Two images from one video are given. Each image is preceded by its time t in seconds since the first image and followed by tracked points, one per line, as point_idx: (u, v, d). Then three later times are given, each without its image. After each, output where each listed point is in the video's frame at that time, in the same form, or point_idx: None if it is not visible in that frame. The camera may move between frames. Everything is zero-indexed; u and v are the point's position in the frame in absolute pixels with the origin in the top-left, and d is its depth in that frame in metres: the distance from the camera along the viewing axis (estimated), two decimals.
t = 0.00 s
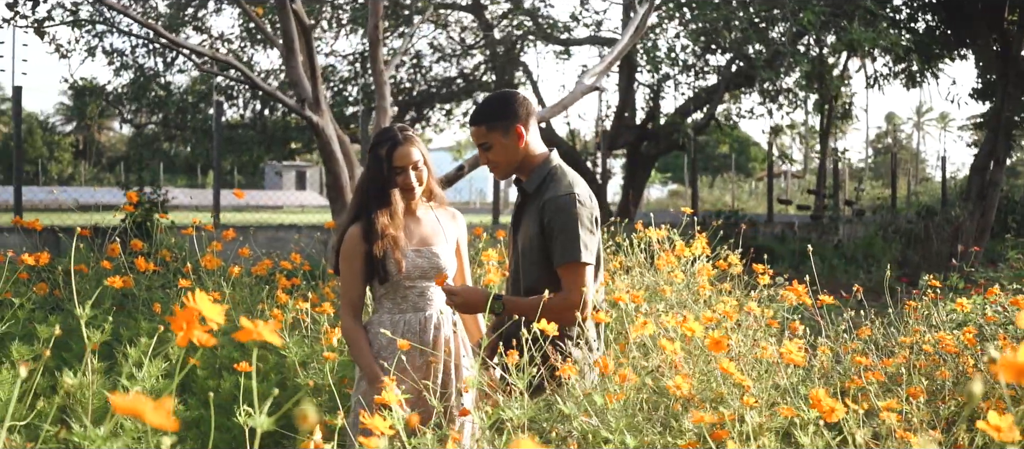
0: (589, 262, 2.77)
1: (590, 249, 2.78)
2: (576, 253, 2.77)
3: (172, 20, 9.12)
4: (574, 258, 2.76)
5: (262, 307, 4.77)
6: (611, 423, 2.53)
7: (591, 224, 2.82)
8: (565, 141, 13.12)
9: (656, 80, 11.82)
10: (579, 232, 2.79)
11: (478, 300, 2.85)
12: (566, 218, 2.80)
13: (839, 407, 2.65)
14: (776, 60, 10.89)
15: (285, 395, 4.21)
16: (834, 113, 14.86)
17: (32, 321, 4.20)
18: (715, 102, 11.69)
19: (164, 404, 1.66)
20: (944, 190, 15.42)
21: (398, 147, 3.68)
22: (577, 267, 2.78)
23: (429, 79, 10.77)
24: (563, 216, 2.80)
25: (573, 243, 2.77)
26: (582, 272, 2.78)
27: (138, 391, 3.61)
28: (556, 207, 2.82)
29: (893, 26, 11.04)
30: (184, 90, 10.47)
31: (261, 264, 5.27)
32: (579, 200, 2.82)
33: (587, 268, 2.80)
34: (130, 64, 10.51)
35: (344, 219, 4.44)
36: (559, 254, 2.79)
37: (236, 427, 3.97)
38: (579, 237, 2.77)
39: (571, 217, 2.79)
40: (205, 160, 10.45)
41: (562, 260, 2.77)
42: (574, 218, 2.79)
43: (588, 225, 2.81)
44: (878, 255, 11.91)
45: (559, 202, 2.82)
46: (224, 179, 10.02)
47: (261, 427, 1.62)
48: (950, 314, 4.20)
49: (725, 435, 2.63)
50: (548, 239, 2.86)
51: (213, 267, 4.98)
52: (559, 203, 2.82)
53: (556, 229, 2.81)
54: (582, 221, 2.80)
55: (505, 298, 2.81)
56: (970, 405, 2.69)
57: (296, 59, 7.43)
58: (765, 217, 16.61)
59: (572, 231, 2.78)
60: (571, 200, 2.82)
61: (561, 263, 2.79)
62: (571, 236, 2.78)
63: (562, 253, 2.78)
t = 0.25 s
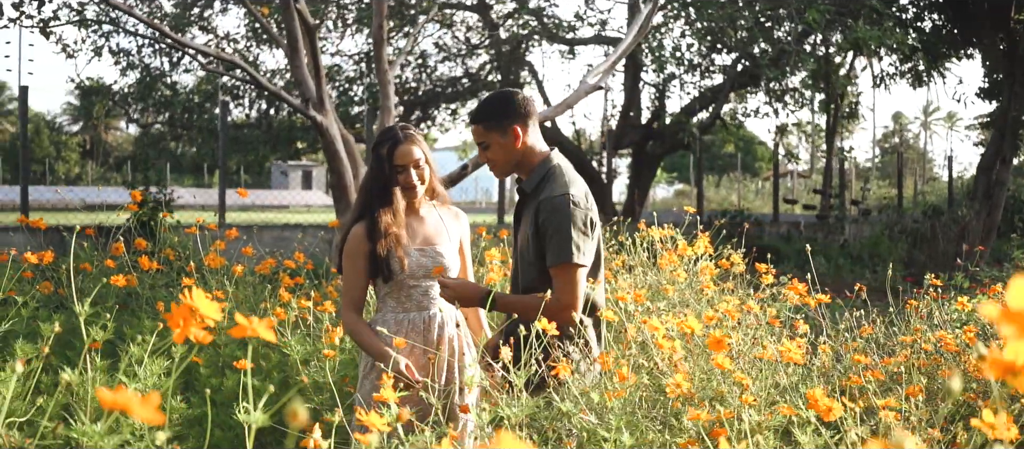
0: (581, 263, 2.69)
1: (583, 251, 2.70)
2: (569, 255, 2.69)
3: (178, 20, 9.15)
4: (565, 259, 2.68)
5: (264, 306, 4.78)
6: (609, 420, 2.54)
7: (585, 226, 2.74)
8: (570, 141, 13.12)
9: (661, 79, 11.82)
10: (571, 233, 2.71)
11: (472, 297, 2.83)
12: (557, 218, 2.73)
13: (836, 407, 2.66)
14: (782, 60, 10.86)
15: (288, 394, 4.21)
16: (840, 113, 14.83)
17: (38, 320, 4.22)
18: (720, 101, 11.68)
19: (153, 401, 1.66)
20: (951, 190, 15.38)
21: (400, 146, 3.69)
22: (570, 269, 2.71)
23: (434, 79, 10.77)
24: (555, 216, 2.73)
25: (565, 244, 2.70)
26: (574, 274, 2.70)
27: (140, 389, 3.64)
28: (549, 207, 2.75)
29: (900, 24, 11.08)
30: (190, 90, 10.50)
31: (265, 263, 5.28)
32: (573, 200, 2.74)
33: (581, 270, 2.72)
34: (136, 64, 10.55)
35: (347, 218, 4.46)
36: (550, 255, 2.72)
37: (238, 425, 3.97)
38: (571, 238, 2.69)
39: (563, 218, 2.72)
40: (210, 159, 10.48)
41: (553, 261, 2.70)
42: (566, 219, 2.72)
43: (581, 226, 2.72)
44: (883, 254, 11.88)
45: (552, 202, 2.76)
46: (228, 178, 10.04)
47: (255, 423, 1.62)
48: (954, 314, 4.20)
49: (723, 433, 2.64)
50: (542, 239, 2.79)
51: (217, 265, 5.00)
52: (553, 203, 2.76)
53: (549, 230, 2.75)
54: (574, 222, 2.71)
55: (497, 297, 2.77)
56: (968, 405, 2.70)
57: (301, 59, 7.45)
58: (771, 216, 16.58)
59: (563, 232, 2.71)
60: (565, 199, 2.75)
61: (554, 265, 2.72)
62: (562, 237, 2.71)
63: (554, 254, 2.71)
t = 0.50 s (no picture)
0: (573, 263, 2.68)
1: (576, 252, 2.68)
2: (560, 255, 2.68)
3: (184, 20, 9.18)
4: (557, 259, 2.67)
5: (268, 306, 4.80)
6: (609, 419, 2.54)
7: (579, 226, 2.72)
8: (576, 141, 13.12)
9: (667, 78, 11.81)
10: (564, 234, 2.69)
11: (466, 291, 2.84)
12: (550, 218, 2.71)
13: (836, 406, 2.66)
14: (788, 58, 10.85)
15: (291, 393, 4.22)
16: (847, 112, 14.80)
17: (41, 320, 4.25)
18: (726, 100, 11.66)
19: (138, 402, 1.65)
20: (958, 189, 15.33)
21: (404, 146, 3.70)
22: (561, 269, 2.69)
23: (440, 79, 10.78)
24: (548, 216, 2.72)
25: (557, 244, 2.68)
26: (567, 274, 2.69)
27: (142, 389, 3.65)
28: (543, 206, 2.73)
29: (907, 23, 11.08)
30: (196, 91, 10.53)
31: (269, 263, 5.29)
32: (567, 200, 2.72)
33: (574, 271, 2.71)
34: (143, 65, 10.59)
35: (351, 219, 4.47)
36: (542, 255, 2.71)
37: (241, 424, 3.99)
38: (563, 238, 2.68)
39: (556, 218, 2.70)
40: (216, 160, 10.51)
41: (545, 261, 2.69)
42: (560, 219, 2.70)
43: (574, 227, 2.71)
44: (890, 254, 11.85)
45: (546, 202, 2.74)
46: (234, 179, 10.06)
47: (251, 420, 1.63)
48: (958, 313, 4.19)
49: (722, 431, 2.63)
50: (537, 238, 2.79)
51: (220, 265, 5.02)
52: (547, 203, 2.74)
53: (542, 229, 2.73)
54: (567, 223, 2.70)
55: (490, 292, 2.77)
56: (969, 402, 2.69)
57: (305, 59, 7.47)
58: (778, 216, 16.56)
59: (555, 233, 2.70)
60: (559, 199, 2.73)
61: (545, 264, 2.71)
62: (555, 237, 2.70)
63: (546, 254, 2.70)
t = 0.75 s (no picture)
0: (566, 264, 2.67)
1: (568, 253, 2.68)
2: (553, 254, 2.68)
3: (189, 21, 9.20)
4: (549, 260, 2.67)
5: (271, 305, 4.80)
6: (607, 418, 2.55)
7: (573, 227, 2.71)
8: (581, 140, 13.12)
9: (672, 78, 11.80)
10: (557, 234, 2.69)
11: (461, 284, 2.85)
12: (544, 218, 2.71)
13: (835, 404, 2.66)
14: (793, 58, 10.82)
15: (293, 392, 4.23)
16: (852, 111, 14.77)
17: (44, 319, 4.26)
18: (731, 99, 11.65)
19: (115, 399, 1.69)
20: (964, 188, 15.30)
21: (405, 145, 3.70)
22: (554, 268, 2.69)
23: (445, 79, 10.79)
24: (542, 216, 2.71)
25: (549, 245, 2.68)
26: (559, 274, 2.69)
27: (144, 388, 3.66)
28: (538, 206, 2.73)
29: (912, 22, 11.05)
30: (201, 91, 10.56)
31: (272, 263, 5.30)
32: (562, 201, 2.72)
33: (567, 271, 2.70)
34: (148, 66, 10.61)
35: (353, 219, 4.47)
36: (535, 254, 2.71)
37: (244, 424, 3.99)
38: (556, 238, 2.68)
39: (550, 218, 2.70)
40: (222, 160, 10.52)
41: (537, 260, 2.69)
42: (553, 220, 2.70)
43: (568, 227, 2.70)
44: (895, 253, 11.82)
45: (541, 201, 2.74)
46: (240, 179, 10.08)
47: (243, 417, 1.63)
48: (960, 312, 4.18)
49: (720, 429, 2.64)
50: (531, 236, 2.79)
51: (223, 265, 5.03)
52: (541, 202, 2.73)
53: (535, 229, 2.73)
54: (560, 224, 2.69)
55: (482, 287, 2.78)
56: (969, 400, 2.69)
57: (308, 59, 7.49)
58: (783, 215, 16.54)
59: (548, 233, 2.69)
60: (554, 199, 2.72)
61: (538, 263, 2.71)
62: (547, 238, 2.69)
63: (538, 253, 2.70)
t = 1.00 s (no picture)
0: (558, 263, 2.69)
1: (561, 252, 2.69)
2: (545, 254, 2.69)
3: (194, 21, 9.22)
4: (541, 258, 2.69)
5: (273, 305, 4.83)
6: (603, 416, 2.56)
7: (566, 226, 2.72)
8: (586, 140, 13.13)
9: (677, 78, 11.80)
10: (550, 233, 2.70)
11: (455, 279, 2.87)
12: (537, 217, 2.72)
13: (832, 403, 2.66)
14: (798, 58, 10.77)
15: (294, 392, 4.24)
16: (858, 110, 14.74)
17: (47, 318, 4.27)
18: (736, 99, 11.64)
19: (97, 394, 1.63)
20: (971, 187, 15.26)
21: (406, 143, 3.70)
22: (547, 266, 2.71)
23: (449, 79, 10.80)
24: (536, 214, 2.72)
25: (542, 243, 2.69)
26: (552, 272, 2.70)
27: (145, 387, 3.67)
28: (533, 204, 2.74)
29: (918, 21, 11.04)
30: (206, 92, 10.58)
31: (274, 262, 5.33)
32: (556, 200, 2.72)
33: (560, 269, 2.71)
34: (154, 66, 10.63)
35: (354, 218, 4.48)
36: (528, 252, 2.72)
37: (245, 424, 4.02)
38: (549, 238, 2.69)
39: (543, 216, 2.71)
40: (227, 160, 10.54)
41: (530, 259, 2.70)
42: (546, 218, 2.71)
43: (562, 227, 2.71)
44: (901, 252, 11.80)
45: (535, 199, 2.75)
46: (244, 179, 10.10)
47: (233, 414, 1.63)
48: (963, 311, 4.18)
49: (718, 428, 2.64)
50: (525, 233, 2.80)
51: (225, 265, 5.05)
52: (536, 201, 2.74)
53: (529, 227, 2.74)
54: (553, 223, 2.70)
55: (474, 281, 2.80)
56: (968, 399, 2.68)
57: (312, 59, 7.51)
58: (789, 215, 16.52)
59: (541, 231, 2.70)
60: (548, 198, 2.72)
61: (532, 262, 2.73)
62: (541, 236, 2.70)
63: (530, 251, 2.72)
